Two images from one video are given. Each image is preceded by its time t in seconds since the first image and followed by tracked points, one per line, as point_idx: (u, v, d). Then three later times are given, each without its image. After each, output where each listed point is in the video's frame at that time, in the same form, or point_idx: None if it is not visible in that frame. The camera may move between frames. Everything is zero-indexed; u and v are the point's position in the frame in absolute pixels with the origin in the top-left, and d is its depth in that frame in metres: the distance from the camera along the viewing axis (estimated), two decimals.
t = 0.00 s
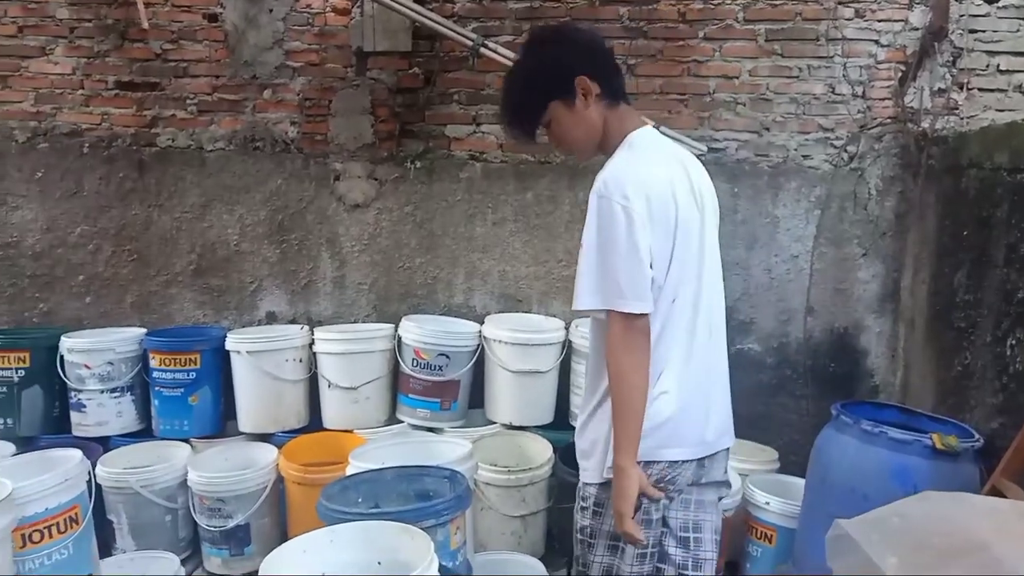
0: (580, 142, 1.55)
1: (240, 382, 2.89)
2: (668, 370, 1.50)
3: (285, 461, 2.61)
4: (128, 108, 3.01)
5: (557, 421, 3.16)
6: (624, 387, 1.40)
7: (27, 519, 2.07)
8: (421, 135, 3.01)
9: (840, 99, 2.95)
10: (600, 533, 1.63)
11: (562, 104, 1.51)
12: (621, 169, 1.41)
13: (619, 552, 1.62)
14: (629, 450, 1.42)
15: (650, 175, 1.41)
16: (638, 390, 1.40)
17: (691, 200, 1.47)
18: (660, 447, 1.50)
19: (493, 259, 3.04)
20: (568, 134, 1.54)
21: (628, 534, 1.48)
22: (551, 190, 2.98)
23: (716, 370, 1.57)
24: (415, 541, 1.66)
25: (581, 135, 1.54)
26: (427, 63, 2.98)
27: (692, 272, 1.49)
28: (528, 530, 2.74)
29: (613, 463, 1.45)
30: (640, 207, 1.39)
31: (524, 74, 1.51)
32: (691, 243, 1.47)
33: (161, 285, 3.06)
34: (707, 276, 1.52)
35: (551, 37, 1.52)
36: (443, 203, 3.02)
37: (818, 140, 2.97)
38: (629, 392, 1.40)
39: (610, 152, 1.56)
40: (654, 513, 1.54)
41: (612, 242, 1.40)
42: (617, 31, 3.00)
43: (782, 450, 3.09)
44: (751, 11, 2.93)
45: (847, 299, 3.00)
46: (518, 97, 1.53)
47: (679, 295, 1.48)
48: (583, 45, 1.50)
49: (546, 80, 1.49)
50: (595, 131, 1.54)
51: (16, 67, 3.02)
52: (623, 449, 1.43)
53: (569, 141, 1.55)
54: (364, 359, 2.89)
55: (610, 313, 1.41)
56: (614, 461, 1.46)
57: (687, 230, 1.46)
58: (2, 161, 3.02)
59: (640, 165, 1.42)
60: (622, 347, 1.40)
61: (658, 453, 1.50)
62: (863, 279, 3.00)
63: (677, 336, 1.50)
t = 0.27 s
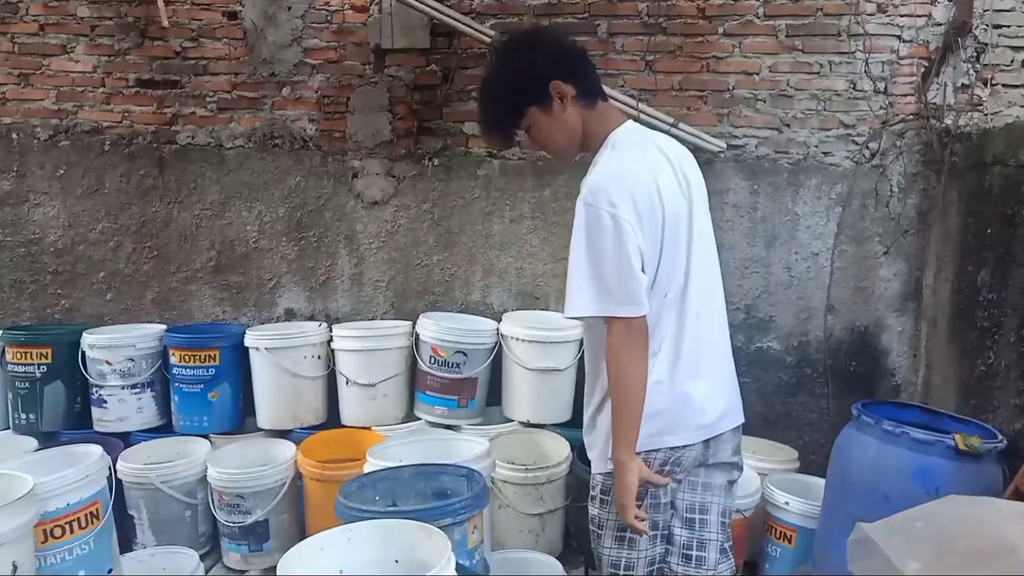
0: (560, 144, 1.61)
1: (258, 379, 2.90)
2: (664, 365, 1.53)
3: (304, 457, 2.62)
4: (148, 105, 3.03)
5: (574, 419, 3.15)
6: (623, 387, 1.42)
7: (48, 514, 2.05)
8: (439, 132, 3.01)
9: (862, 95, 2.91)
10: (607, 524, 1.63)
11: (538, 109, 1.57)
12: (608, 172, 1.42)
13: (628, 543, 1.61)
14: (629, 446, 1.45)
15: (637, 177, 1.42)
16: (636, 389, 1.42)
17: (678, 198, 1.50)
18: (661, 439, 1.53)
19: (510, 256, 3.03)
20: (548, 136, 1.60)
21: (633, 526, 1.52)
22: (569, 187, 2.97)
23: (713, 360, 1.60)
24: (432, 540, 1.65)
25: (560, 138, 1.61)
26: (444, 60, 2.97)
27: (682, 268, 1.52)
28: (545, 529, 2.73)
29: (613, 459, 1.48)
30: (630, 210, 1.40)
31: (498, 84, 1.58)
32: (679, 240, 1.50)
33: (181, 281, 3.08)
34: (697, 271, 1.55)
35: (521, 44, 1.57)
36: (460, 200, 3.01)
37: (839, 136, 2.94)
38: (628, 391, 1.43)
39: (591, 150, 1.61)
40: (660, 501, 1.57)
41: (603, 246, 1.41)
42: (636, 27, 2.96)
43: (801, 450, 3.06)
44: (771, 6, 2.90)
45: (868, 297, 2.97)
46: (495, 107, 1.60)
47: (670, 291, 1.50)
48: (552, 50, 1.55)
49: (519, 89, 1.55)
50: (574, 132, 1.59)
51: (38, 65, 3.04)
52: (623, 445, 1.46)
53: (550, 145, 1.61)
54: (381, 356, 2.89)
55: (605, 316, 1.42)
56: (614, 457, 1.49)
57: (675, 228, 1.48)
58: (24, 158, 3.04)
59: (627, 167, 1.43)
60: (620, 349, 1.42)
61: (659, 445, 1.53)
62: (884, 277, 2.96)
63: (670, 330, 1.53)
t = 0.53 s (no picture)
0: (562, 145, 1.63)
1: (271, 377, 2.91)
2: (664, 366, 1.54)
3: (317, 456, 2.63)
4: (163, 105, 3.05)
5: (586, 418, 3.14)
6: (621, 389, 1.44)
7: (62, 512, 2.04)
8: (452, 131, 3.01)
9: (877, 93, 2.90)
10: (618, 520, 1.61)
11: (539, 111, 1.59)
12: (603, 179, 1.42)
13: (639, 539, 1.58)
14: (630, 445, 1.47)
15: (632, 182, 1.42)
16: (635, 392, 1.44)
17: (677, 200, 1.49)
18: (664, 436, 1.54)
19: (523, 255, 3.03)
20: (549, 137, 1.62)
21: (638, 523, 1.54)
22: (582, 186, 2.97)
23: (714, 359, 1.61)
24: (443, 539, 1.65)
25: (561, 139, 1.62)
26: (458, 59, 2.97)
27: (680, 270, 1.52)
28: (558, 528, 2.73)
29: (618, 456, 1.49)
30: (624, 217, 1.40)
31: (499, 86, 1.59)
32: (678, 243, 1.50)
33: (195, 280, 3.09)
34: (696, 273, 1.55)
35: (522, 47, 1.58)
36: (473, 199, 3.01)
37: (854, 135, 2.92)
38: (630, 392, 1.44)
39: (594, 149, 1.61)
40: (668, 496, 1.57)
41: (597, 252, 1.42)
42: (649, 25, 2.95)
43: (815, 450, 3.04)
44: (786, 4, 2.89)
45: (884, 296, 2.95)
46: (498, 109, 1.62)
47: (668, 294, 1.51)
48: (552, 51, 1.56)
49: (519, 91, 1.56)
50: (576, 132, 1.60)
51: (54, 65, 3.06)
52: (626, 444, 1.47)
53: (553, 145, 1.63)
54: (394, 355, 2.89)
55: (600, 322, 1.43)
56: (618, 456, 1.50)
57: (673, 231, 1.48)
58: (40, 157, 3.06)
59: (622, 173, 1.43)
60: (618, 353, 1.43)
61: (662, 443, 1.54)
62: (900, 276, 2.95)
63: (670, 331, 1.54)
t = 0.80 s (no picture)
0: (565, 145, 1.65)
1: (274, 376, 2.90)
2: (665, 366, 1.56)
3: (319, 456, 2.62)
4: (166, 104, 3.04)
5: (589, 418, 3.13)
6: (626, 389, 1.43)
7: (62, 511, 2.04)
8: (455, 130, 3.01)
9: (882, 92, 2.88)
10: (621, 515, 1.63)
11: (543, 112, 1.60)
12: (612, 180, 1.43)
13: (643, 535, 1.61)
14: (635, 442, 1.46)
15: (640, 185, 1.44)
16: (638, 391, 1.44)
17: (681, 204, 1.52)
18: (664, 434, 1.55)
19: (526, 254, 3.02)
20: (553, 137, 1.64)
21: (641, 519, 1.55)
22: (586, 185, 2.97)
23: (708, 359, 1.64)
24: (442, 540, 1.65)
25: (565, 140, 1.63)
26: (461, 58, 2.97)
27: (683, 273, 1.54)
28: (560, 529, 2.71)
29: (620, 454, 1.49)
30: (633, 217, 1.41)
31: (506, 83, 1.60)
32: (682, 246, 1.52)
33: (198, 279, 3.09)
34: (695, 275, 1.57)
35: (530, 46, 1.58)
36: (476, 198, 3.01)
37: (859, 134, 2.90)
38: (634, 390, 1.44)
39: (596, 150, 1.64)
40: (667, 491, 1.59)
41: (604, 253, 1.42)
42: (653, 24, 2.94)
43: (819, 451, 3.03)
44: (791, 3, 2.88)
45: (888, 297, 2.94)
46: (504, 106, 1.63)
47: (671, 296, 1.53)
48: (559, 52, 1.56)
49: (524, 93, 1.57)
50: (579, 133, 1.62)
51: (58, 64, 3.06)
52: (629, 441, 1.47)
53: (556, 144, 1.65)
54: (397, 355, 2.89)
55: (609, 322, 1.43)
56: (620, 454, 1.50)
57: (677, 234, 1.50)
58: (44, 157, 3.06)
59: (631, 174, 1.44)
60: (625, 353, 1.43)
61: (663, 441, 1.55)
62: (904, 276, 2.93)
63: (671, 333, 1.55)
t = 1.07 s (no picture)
0: (553, 155, 1.70)
1: (268, 375, 2.89)
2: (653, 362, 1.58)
3: (313, 455, 2.60)
4: (161, 100, 3.03)
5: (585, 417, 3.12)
6: (617, 383, 1.45)
7: (52, 509, 2.02)
8: (451, 127, 2.99)
9: (880, 90, 2.87)
10: (615, 507, 1.65)
11: (532, 124, 1.67)
12: (601, 181, 1.45)
13: (636, 524, 1.65)
14: (631, 435, 1.47)
15: (630, 186, 1.46)
16: (627, 384, 1.45)
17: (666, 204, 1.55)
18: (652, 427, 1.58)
19: (523, 253, 3.00)
20: (542, 149, 1.70)
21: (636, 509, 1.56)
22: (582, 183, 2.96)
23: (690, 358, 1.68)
24: (433, 540, 1.65)
25: (553, 151, 1.70)
26: (457, 55, 2.95)
27: (669, 271, 1.57)
28: (555, 528, 2.70)
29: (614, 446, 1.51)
30: (624, 216, 1.44)
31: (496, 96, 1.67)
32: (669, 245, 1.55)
33: (192, 276, 3.08)
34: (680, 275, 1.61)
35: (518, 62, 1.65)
36: (472, 196, 2.99)
37: (856, 133, 2.89)
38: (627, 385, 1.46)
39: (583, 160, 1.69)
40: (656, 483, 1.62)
41: (596, 252, 1.44)
42: (651, 22, 2.93)
43: (816, 450, 3.01)
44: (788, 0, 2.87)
45: (886, 296, 2.92)
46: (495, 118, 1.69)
47: (660, 293, 1.55)
48: (547, 65, 1.63)
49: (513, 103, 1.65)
50: (567, 145, 1.69)
51: (52, 60, 3.04)
52: (622, 434, 1.49)
53: (544, 154, 1.70)
54: (392, 353, 2.87)
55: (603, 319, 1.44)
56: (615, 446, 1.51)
57: (664, 232, 1.53)
58: (38, 153, 3.04)
59: (620, 176, 1.47)
60: (618, 349, 1.44)
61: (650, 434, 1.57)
62: (902, 275, 2.92)
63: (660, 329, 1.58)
